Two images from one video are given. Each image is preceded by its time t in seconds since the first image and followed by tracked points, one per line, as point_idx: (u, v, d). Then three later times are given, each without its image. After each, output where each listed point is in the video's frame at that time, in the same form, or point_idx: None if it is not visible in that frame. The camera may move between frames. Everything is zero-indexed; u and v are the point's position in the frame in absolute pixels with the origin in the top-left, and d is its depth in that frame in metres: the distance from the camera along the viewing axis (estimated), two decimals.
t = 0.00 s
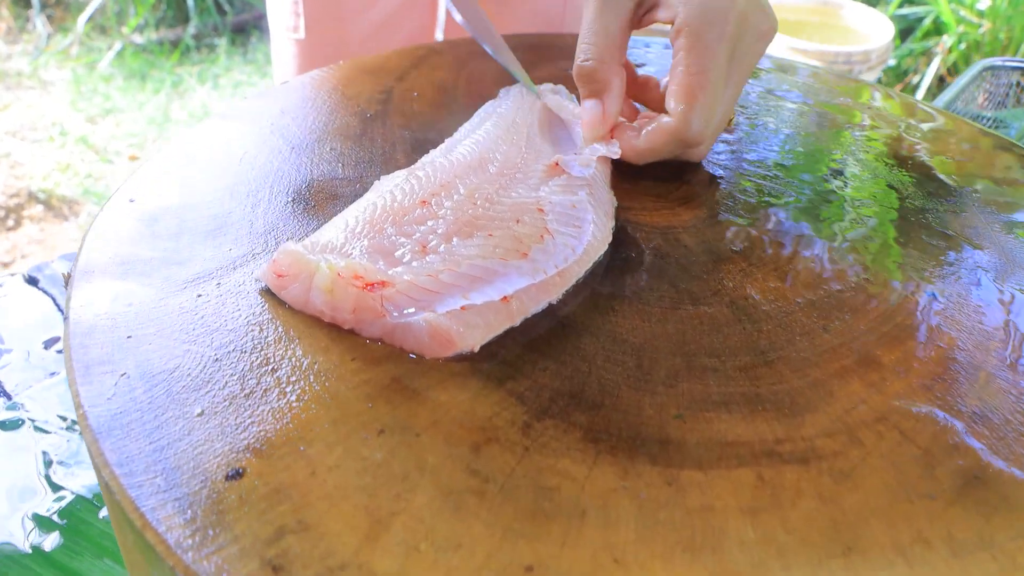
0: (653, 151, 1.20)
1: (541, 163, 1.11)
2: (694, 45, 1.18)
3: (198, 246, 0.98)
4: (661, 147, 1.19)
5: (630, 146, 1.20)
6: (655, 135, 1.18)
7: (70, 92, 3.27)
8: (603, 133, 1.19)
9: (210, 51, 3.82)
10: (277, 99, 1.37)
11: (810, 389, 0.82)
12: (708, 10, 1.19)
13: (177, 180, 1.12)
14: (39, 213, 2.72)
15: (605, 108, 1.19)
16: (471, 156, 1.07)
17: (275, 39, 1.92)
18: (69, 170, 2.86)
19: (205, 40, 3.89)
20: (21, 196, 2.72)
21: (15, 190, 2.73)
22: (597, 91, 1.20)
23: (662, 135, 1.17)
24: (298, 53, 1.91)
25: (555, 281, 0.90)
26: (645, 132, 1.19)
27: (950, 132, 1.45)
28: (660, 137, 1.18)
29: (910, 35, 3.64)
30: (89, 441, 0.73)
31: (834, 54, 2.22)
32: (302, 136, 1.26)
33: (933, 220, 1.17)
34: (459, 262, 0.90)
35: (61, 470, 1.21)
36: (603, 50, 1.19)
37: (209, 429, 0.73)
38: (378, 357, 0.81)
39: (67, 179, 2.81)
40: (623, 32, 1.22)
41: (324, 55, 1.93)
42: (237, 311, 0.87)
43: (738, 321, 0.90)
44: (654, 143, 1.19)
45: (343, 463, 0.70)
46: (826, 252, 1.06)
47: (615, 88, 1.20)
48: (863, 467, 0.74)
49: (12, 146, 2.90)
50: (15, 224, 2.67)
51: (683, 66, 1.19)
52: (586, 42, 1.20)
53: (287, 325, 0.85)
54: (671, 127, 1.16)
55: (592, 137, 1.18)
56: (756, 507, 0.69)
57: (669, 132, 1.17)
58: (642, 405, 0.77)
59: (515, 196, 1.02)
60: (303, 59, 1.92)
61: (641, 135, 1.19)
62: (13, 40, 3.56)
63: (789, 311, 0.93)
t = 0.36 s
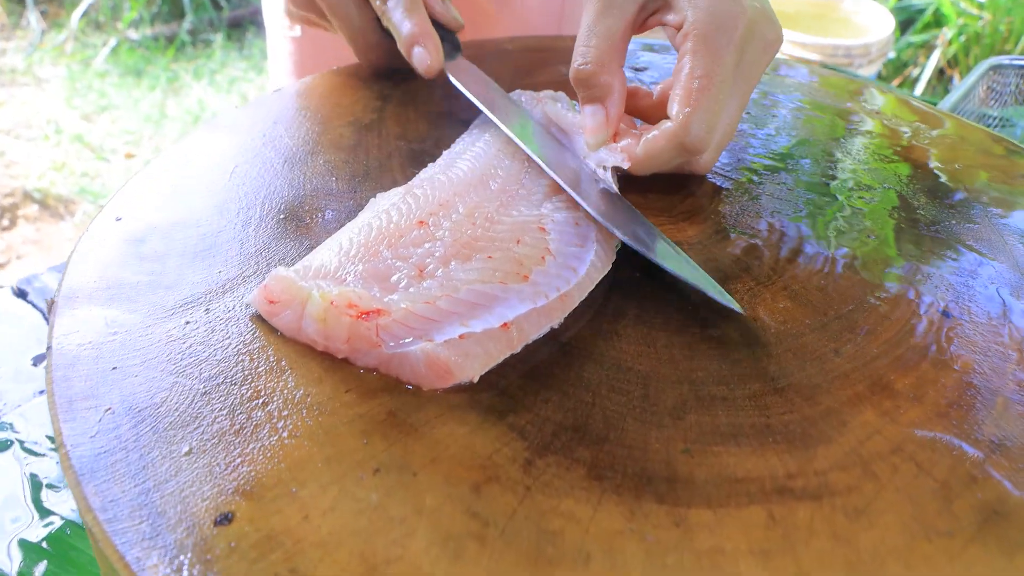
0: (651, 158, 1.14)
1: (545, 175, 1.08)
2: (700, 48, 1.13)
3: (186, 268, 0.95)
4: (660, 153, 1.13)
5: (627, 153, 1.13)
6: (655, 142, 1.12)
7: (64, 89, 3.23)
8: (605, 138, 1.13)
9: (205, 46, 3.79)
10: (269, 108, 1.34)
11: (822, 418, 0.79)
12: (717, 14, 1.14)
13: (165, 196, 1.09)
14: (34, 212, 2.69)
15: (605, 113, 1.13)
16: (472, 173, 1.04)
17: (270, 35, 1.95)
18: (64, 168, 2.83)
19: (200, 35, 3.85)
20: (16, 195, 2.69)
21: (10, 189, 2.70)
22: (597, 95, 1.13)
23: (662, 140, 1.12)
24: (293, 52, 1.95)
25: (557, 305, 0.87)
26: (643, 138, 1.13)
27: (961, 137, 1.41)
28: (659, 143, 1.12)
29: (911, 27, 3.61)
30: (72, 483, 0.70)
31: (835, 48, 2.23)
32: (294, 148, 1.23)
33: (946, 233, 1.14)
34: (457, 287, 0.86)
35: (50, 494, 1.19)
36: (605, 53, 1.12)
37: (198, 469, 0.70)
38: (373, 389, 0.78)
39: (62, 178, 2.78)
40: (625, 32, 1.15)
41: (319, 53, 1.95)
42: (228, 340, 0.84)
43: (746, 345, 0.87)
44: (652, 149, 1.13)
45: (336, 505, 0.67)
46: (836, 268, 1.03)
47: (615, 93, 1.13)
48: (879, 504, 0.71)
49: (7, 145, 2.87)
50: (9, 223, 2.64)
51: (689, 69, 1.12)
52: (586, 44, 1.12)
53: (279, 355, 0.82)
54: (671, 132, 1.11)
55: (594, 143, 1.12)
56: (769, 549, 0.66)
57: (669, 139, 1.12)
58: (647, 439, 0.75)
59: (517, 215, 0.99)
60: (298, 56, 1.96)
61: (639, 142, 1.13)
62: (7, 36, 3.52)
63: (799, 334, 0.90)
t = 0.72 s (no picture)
0: (697, 154, 1.18)
1: (527, 184, 1.08)
2: (731, 44, 1.17)
3: (173, 285, 0.95)
4: (704, 149, 1.17)
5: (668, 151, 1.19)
6: (698, 137, 1.17)
7: (55, 86, 3.22)
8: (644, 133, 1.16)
9: (196, 41, 3.80)
10: (254, 116, 1.33)
11: (805, 428, 0.79)
12: (747, 7, 1.18)
13: (152, 210, 1.09)
14: (29, 212, 2.68)
15: (640, 111, 1.16)
16: (452, 183, 1.05)
17: (254, 34, 1.94)
18: (57, 167, 2.83)
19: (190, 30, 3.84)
20: (9, 196, 2.69)
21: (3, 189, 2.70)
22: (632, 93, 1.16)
23: (704, 137, 1.16)
24: (277, 50, 1.94)
25: (540, 317, 0.88)
26: (685, 136, 1.18)
27: (947, 131, 1.41)
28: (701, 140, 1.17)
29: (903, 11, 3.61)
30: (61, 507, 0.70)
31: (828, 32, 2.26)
32: (280, 158, 1.22)
33: (931, 233, 1.14)
34: (440, 303, 0.87)
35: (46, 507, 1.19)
36: (636, 51, 1.14)
37: (187, 490, 0.71)
38: (359, 407, 0.79)
39: (56, 177, 2.79)
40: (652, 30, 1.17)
41: (304, 52, 1.95)
42: (215, 358, 0.85)
43: (730, 354, 0.88)
44: (696, 145, 1.17)
45: (323, 525, 0.68)
46: (821, 271, 1.03)
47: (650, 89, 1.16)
48: (860, 515, 0.71)
49: None
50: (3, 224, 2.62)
51: (723, 64, 1.17)
52: (616, 42, 1.15)
53: (265, 372, 0.83)
54: (712, 128, 1.16)
55: (635, 138, 1.16)
56: (751, 563, 0.66)
57: (710, 132, 1.16)
58: (631, 452, 0.75)
59: (498, 226, 0.99)
60: (282, 54, 1.96)
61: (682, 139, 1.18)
62: None
63: (782, 340, 0.91)
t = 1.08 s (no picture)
0: (751, 118, 1.27)
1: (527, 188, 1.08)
2: (780, 13, 1.25)
3: (174, 293, 0.95)
4: (757, 114, 1.27)
5: (727, 114, 1.27)
6: (753, 102, 1.26)
7: (58, 76, 3.23)
8: (699, 97, 1.26)
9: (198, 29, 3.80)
10: (253, 116, 1.33)
11: (805, 435, 0.79)
12: None
13: (152, 215, 1.09)
14: (34, 203, 2.68)
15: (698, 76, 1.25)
16: (453, 185, 1.05)
17: (251, 27, 1.93)
18: (61, 158, 2.84)
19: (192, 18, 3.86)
20: (14, 187, 2.69)
21: (7, 181, 2.70)
22: (687, 60, 1.26)
23: (758, 102, 1.26)
24: (275, 43, 1.92)
25: (540, 324, 0.88)
26: (740, 101, 1.27)
27: (952, 125, 1.39)
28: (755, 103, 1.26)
29: None
30: (65, 521, 0.71)
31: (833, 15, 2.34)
32: (280, 159, 1.22)
33: (935, 231, 1.13)
34: (440, 311, 0.87)
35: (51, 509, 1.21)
36: (692, 20, 1.24)
37: (188, 504, 0.72)
38: (358, 417, 0.79)
39: (60, 168, 2.80)
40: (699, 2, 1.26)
41: (302, 44, 1.94)
42: (216, 368, 0.85)
43: (731, 359, 0.87)
44: (752, 110, 1.26)
45: (324, 538, 0.69)
46: (823, 272, 1.02)
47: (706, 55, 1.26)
48: (859, 525, 0.71)
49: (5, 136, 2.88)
50: (8, 215, 2.62)
51: (772, 32, 1.26)
52: (670, 12, 1.25)
53: (265, 382, 0.83)
54: (766, 93, 1.25)
55: (689, 101, 1.25)
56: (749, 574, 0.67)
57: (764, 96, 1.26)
58: (631, 462, 0.75)
59: (498, 231, 0.99)
60: (281, 47, 1.94)
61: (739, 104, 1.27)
62: None
63: (783, 344, 0.90)
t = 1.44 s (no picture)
0: (815, 102, 1.33)
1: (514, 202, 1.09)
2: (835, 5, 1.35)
3: (162, 310, 0.96)
4: (821, 96, 1.33)
5: (793, 97, 1.33)
6: (815, 85, 1.33)
7: (60, 71, 3.34)
8: (761, 82, 1.34)
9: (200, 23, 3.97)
10: (243, 125, 1.33)
11: (787, 456, 0.80)
12: None
13: (142, 229, 1.09)
14: (37, 200, 2.71)
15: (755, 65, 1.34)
16: (440, 201, 1.06)
17: (246, 28, 1.91)
18: (64, 155, 2.89)
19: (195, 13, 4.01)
20: (17, 183, 2.72)
21: (10, 177, 2.73)
22: (748, 47, 1.35)
23: (820, 85, 1.33)
24: (270, 43, 1.91)
25: (523, 343, 0.88)
26: (805, 87, 1.33)
27: (946, 133, 1.38)
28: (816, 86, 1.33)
29: None
30: (51, 543, 0.72)
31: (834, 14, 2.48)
32: (270, 172, 1.22)
33: (925, 243, 1.12)
34: (423, 332, 0.88)
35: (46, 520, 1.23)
36: (754, 8, 1.31)
37: (172, 527, 0.72)
38: (341, 438, 0.80)
39: (62, 165, 2.84)
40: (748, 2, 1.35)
41: (297, 44, 1.92)
42: (202, 387, 0.86)
43: (715, 378, 0.88)
44: (816, 93, 1.33)
45: (306, 562, 0.69)
46: (810, 287, 1.02)
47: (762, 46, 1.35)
48: (838, 548, 0.72)
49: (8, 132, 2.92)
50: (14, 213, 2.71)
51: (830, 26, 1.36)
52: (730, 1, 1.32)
53: (251, 403, 0.84)
54: (826, 77, 1.33)
55: (752, 86, 1.34)
56: None
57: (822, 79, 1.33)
58: (612, 484, 0.76)
59: (483, 247, 1.00)
60: (276, 48, 1.92)
61: (803, 88, 1.33)
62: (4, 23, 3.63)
63: (768, 362, 0.90)
